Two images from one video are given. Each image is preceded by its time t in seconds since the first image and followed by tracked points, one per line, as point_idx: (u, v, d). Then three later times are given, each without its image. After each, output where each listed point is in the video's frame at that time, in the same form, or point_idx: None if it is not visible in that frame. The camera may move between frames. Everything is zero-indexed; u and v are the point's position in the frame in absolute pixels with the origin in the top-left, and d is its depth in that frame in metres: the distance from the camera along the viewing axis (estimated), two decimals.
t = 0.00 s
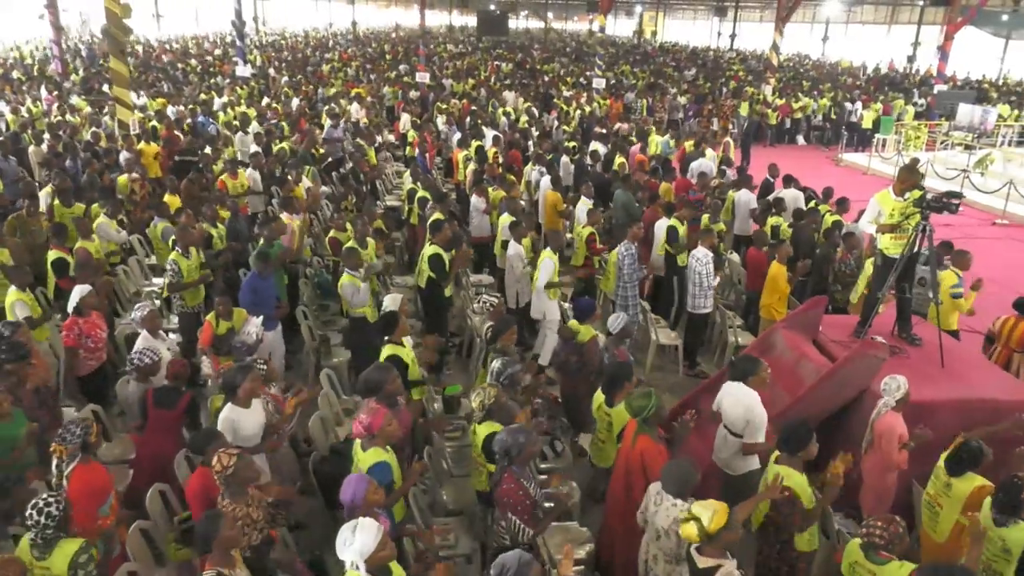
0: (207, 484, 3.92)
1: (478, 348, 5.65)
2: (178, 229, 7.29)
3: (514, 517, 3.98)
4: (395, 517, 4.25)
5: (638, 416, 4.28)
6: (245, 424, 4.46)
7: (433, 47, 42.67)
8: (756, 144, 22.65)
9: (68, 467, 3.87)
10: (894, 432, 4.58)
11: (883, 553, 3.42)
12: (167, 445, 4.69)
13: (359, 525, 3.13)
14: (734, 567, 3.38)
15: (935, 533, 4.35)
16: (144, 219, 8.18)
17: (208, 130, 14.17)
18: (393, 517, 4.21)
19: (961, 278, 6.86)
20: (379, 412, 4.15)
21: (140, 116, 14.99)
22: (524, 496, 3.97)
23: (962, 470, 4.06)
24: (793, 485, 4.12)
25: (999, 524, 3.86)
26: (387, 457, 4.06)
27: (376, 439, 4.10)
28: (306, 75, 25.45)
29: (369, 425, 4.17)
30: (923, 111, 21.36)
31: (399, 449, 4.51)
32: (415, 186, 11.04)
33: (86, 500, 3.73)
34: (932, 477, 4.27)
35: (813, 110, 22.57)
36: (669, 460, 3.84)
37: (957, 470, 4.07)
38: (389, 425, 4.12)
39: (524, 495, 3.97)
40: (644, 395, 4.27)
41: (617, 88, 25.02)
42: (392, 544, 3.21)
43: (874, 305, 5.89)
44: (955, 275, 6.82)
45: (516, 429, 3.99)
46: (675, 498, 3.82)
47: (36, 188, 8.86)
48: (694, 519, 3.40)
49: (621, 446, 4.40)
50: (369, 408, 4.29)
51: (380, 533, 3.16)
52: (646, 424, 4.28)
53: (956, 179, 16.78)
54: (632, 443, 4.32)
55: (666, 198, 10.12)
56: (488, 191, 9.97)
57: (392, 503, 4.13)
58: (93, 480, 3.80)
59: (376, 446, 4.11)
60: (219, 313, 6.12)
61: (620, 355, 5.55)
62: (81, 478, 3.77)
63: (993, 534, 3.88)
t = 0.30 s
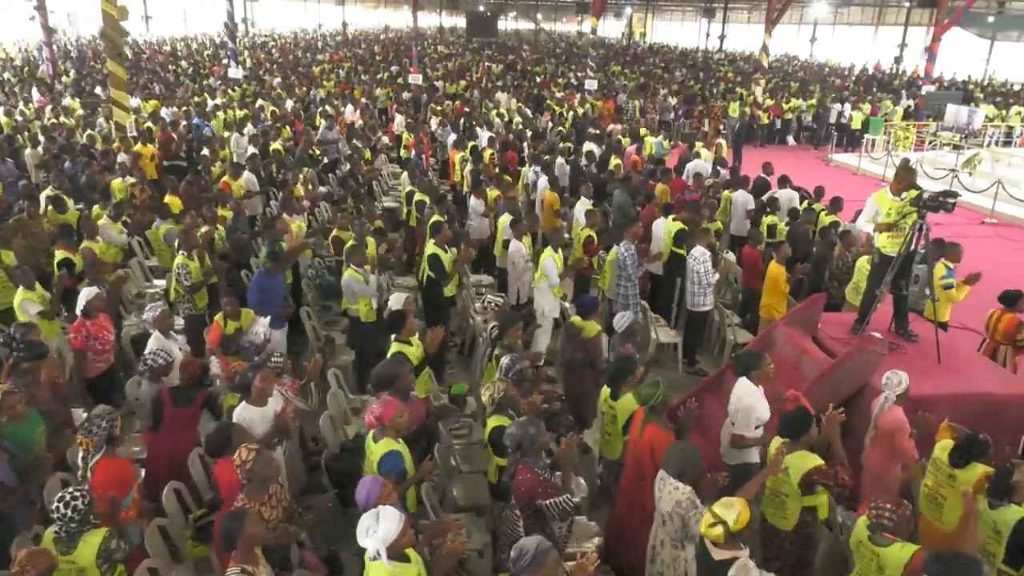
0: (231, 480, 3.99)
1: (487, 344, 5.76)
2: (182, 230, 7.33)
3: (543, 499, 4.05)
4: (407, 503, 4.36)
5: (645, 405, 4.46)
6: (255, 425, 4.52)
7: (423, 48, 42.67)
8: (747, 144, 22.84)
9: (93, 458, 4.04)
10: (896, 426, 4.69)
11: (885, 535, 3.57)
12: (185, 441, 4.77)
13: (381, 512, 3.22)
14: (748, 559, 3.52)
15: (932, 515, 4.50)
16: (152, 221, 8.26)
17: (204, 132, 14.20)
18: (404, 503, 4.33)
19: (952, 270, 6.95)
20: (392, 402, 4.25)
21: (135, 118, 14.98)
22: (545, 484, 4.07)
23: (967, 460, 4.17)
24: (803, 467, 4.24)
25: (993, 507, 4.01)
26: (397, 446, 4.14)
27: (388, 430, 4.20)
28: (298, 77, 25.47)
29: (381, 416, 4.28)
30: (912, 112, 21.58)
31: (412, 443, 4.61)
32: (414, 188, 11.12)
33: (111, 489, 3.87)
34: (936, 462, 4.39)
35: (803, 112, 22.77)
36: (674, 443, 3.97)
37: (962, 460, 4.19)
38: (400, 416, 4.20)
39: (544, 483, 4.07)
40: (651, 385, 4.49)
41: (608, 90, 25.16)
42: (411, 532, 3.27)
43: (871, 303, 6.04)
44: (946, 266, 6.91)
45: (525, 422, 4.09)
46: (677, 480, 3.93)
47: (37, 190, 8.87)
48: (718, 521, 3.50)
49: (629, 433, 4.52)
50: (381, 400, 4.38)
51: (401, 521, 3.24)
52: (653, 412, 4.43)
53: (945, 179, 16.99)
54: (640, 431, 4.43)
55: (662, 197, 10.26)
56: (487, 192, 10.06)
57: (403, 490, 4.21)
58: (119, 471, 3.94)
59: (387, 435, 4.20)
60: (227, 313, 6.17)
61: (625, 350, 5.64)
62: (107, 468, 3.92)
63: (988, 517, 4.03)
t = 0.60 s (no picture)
0: (266, 472, 4.11)
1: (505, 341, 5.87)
2: (200, 229, 7.43)
3: (562, 499, 4.07)
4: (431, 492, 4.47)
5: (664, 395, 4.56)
6: (288, 422, 4.63)
7: (425, 49, 42.70)
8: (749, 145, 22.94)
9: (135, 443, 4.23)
10: (909, 419, 4.78)
11: (893, 512, 3.74)
12: (214, 436, 4.94)
13: (420, 494, 3.34)
14: (769, 547, 3.60)
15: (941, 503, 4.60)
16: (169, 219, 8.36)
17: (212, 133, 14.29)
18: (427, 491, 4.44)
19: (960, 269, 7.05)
20: (417, 393, 4.33)
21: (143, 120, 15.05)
22: (567, 481, 4.10)
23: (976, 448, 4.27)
24: (821, 466, 4.32)
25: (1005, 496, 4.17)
26: (420, 437, 4.23)
27: (413, 419, 4.29)
28: (301, 78, 25.55)
29: (404, 406, 4.38)
30: (914, 113, 21.69)
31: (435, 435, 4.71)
32: (423, 188, 11.22)
33: (149, 475, 4.09)
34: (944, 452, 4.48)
35: (806, 113, 22.87)
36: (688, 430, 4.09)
37: (970, 448, 4.29)
38: (423, 407, 4.27)
39: (566, 480, 4.10)
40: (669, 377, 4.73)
41: (611, 91, 25.25)
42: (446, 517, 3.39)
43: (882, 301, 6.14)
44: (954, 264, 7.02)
45: (549, 415, 4.18)
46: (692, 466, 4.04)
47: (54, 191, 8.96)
48: (735, 515, 3.59)
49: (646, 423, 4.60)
50: (406, 389, 4.50)
51: (439, 504, 3.37)
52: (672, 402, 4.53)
53: (948, 179, 17.11)
54: (659, 419, 4.52)
55: (670, 196, 10.37)
56: (496, 191, 10.15)
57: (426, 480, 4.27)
58: (162, 456, 4.17)
59: (410, 426, 4.28)
60: (248, 311, 6.27)
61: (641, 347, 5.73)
62: (149, 453, 4.14)
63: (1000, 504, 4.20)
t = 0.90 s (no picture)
0: (290, 464, 4.19)
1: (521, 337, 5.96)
2: (216, 227, 7.52)
3: (576, 486, 4.17)
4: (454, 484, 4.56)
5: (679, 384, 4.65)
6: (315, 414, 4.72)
7: (427, 50, 42.76)
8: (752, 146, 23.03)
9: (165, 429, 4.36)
10: (919, 412, 4.87)
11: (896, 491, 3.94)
12: (237, 430, 5.01)
13: (449, 482, 3.50)
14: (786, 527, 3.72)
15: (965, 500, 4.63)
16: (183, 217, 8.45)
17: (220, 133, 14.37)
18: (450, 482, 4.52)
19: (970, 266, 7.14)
20: (440, 386, 4.44)
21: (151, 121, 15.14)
22: (583, 470, 4.17)
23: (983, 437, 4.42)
24: (825, 451, 4.47)
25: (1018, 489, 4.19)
26: (443, 428, 4.30)
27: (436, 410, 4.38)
28: (305, 79, 25.63)
29: (428, 399, 4.48)
30: (917, 113, 21.77)
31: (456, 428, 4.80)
32: (432, 187, 11.31)
33: (177, 463, 4.21)
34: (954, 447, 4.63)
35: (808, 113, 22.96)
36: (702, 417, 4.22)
37: (977, 436, 4.43)
38: (446, 399, 4.35)
39: (582, 469, 4.17)
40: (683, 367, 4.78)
41: (614, 91, 25.33)
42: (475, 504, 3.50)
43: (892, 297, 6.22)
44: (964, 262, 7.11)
45: (571, 404, 4.25)
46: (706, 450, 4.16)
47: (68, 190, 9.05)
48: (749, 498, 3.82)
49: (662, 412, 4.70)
50: (429, 382, 4.60)
51: (466, 492, 3.51)
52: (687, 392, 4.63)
53: (950, 180, 17.20)
54: (674, 409, 4.62)
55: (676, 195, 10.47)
56: (505, 190, 10.25)
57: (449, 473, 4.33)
58: (185, 445, 4.24)
59: (433, 417, 4.36)
60: (267, 308, 6.35)
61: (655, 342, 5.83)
62: (178, 441, 4.23)
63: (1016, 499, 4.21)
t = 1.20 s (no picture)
0: (301, 456, 4.29)
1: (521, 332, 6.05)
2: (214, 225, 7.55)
3: (585, 478, 4.25)
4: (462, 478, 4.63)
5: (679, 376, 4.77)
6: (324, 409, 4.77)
7: (413, 50, 42.68)
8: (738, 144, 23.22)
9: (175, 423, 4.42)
10: (912, 400, 5.01)
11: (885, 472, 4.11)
12: (242, 425, 5.06)
13: (461, 477, 3.52)
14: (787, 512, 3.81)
15: (956, 488, 4.83)
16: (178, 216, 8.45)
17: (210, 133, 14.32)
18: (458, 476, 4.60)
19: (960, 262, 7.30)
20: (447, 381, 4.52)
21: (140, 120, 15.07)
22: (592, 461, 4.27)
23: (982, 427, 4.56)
24: (823, 439, 4.62)
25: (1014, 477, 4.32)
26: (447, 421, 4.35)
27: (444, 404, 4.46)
28: (292, 79, 25.54)
29: (437, 394, 4.54)
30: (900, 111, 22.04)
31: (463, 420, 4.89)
32: (424, 186, 11.35)
33: (187, 457, 4.25)
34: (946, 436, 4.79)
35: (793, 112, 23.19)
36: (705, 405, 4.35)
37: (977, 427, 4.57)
38: (453, 394, 4.44)
39: (591, 460, 4.27)
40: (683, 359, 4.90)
41: (601, 90, 25.45)
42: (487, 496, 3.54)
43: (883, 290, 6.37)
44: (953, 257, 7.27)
45: (578, 397, 4.36)
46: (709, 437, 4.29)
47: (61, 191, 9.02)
48: (749, 483, 3.88)
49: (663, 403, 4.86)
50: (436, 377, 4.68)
51: (479, 486, 3.53)
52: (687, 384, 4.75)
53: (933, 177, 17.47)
54: (675, 400, 4.76)
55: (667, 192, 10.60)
56: (498, 188, 10.33)
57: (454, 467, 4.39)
58: (195, 438, 4.31)
59: (439, 411, 4.43)
60: (267, 306, 6.38)
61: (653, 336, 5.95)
62: (186, 435, 4.28)
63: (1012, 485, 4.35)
